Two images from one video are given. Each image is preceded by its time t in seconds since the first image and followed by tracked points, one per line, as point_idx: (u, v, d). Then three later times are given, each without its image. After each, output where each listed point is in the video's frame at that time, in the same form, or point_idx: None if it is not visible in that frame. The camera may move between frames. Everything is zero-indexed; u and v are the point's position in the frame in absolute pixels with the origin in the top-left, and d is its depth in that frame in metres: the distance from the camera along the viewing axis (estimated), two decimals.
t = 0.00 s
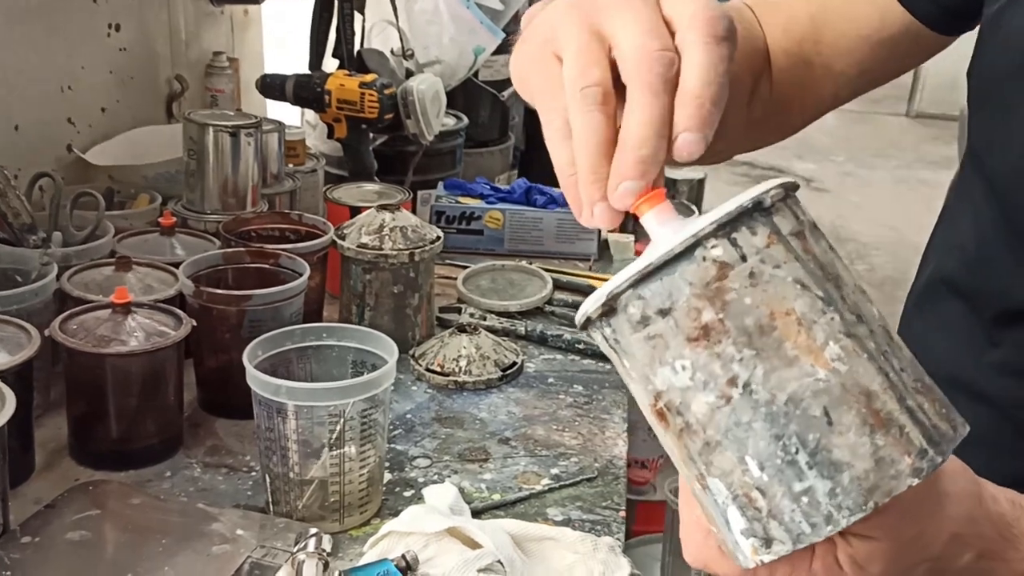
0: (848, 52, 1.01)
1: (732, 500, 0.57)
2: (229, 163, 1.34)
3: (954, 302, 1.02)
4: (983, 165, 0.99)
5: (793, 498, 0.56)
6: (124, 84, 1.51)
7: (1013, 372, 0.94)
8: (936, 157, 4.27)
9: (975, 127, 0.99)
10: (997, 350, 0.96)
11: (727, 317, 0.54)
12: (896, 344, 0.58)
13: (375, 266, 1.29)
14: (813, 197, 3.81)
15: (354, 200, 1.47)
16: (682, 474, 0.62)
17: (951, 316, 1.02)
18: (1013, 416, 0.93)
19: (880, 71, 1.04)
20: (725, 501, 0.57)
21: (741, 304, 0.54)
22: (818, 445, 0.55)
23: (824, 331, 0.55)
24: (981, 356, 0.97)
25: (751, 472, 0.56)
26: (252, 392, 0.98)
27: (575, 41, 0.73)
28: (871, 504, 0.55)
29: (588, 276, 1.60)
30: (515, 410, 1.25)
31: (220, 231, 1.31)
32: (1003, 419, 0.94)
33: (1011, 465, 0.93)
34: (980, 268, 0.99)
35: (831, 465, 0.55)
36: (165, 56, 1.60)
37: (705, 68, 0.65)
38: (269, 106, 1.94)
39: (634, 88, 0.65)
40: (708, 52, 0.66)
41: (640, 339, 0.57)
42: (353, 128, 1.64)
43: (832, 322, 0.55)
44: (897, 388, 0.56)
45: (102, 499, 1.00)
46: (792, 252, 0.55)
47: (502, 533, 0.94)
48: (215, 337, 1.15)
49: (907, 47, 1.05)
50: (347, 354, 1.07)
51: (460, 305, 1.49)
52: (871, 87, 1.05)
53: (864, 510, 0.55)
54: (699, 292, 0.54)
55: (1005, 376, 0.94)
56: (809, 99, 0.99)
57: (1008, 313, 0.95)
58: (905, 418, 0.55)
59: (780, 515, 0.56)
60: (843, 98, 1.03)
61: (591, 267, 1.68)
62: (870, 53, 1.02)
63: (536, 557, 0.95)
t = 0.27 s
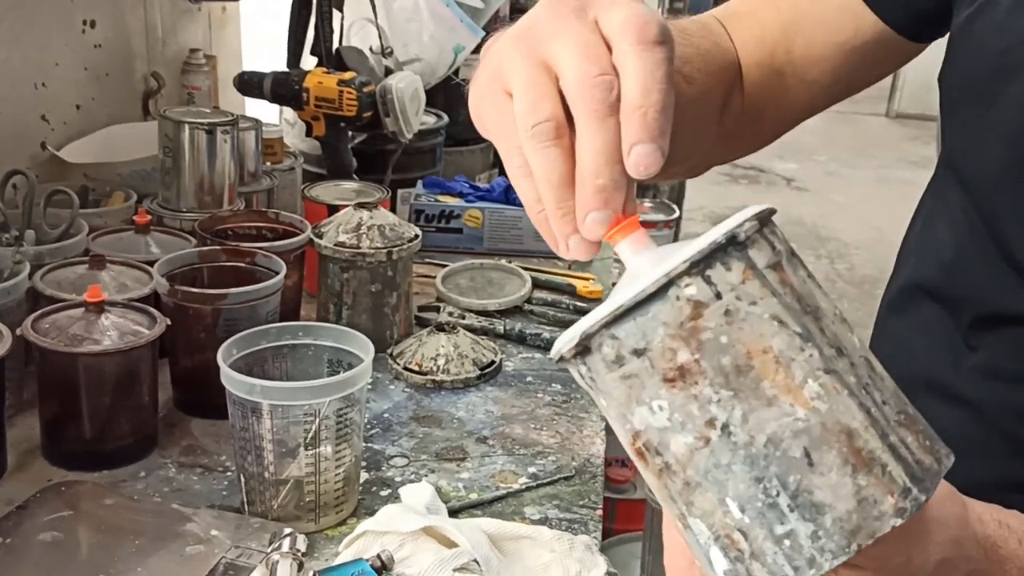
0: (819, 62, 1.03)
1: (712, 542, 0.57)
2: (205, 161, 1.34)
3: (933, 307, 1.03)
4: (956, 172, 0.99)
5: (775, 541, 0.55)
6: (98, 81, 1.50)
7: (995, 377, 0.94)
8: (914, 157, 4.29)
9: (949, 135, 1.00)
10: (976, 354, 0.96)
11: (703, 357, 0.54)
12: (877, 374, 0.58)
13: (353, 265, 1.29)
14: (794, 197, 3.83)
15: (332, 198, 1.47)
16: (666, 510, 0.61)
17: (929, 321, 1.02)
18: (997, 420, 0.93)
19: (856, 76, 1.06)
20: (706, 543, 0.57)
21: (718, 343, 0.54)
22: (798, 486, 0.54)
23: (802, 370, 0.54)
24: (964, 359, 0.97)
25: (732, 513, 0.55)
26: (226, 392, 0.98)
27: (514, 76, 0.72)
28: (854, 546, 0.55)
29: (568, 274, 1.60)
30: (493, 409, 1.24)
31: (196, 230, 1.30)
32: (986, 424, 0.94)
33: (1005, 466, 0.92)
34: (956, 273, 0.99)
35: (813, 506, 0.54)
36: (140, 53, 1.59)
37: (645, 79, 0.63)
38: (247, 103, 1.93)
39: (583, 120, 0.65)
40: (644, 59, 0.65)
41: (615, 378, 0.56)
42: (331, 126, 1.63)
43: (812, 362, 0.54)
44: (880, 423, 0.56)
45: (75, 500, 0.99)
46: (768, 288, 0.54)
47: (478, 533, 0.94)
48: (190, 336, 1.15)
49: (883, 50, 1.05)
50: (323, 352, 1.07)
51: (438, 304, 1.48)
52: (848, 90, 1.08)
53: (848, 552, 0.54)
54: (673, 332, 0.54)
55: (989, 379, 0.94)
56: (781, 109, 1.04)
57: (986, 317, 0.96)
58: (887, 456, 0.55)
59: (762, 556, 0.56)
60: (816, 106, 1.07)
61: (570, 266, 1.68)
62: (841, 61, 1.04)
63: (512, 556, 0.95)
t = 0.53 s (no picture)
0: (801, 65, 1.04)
1: (713, 510, 0.50)
2: (185, 159, 1.33)
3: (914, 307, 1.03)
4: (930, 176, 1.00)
5: (779, 496, 0.50)
6: (76, 78, 1.48)
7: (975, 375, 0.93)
8: (896, 156, 4.31)
9: (927, 141, 1.01)
10: (956, 352, 0.95)
11: (693, 311, 0.51)
12: (858, 333, 0.54)
13: (334, 263, 1.29)
14: (778, 196, 3.84)
15: (313, 196, 1.46)
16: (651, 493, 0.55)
17: (909, 319, 1.02)
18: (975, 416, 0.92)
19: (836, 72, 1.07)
20: (704, 515, 0.51)
21: (704, 294, 0.51)
22: (798, 433, 0.50)
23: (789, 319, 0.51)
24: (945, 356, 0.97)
25: (733, 469, 0.50)
26: (204, 391, 0.97)
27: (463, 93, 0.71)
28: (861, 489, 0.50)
29: (551, 273, 1.60)
30: (474, 408, 1.24)
31: (176, 228, 1.29)
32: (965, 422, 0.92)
33: (990, 466, 0.90)
34: (935, 275, 0.99)
35: (814, 451, 0.50)
36: (119, 50, 1.58)
37: (559, 131, 0.62)
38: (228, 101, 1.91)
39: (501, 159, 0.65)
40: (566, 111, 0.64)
41: (602, 344, 0.52)
42: (312, 124, 1.62)
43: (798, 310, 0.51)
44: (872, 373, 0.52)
45: (51, 500, 0.98)
46: (749, 244, 0.52)
47: (459, 531, 0.94)
48: (169, 335, 1.14)
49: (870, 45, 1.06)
50: (302, 351, 1.06)
51: (420, 303, 1.48)
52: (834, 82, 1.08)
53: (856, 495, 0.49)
54: (662, 291, 0.51)
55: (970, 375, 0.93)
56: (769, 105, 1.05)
57: (965, 317, 0.95)
58: (885, 401, 0.51)
59: (765, 511, 0.50)
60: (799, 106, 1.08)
61: (553, 265, 1.68)
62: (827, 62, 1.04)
63: (492, 556, 0.95)
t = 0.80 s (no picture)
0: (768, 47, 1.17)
1: (659, 467, 0.60)
2: (167, 158, 1.33)
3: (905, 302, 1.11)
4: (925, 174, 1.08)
5: (710, 458, 0.59)
6: (56, 76, 1.47)
7: (961, 370, 1.01)
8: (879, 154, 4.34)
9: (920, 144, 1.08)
10: (943, 346, 1.03)
11: (642, 285, 0.60)
12: (812, 311, 0.64)
13: (317, 262, 1.28)
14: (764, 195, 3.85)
15: (296, 194, 1.45)
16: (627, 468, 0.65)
17: (897, 315, 1.11)
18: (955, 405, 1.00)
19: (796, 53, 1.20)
20: (651, 469, 0.61)
21: (655, 272, 0.60)
22: (734, 402, 0.59)
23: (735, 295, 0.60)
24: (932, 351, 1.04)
25: (675, 433, 0.60)
26: (185, 390, 0.96)
27: (464, 72, 0.79)
28: (789, 456, 0.58)
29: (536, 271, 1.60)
30: (459, 407, 1.24)
31: (157, 227, 1.28)
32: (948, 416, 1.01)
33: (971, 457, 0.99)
34: (924, 273, 1.08)
35: (747, 420, 0.58)
36: (100, 48, 1.57)
37: (554, 140, 0.72)
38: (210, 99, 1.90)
39: (503, 150, 0.75)
40: (558, 121, 0.72)
41: (568, 317, 0.63)
42: (295, 122, 1.61)
43: (745, 288, 0.61)
44: (815, 349, 0.61)
45: (31, 502, 0.97)
46: (702, 224, 0.62)
47: (443, 531, 0.93)
48: (149, 335, 1.13)
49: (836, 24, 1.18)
50: (284, 350, 1.05)
51: (405, 301, 1.47)
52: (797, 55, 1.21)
53: (783, 461, 0.58)
54: (615, 264, 0.61)
55: (959, 368, 1.01)
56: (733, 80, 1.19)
57: (955, 311, 1.03)
58: (823, 373, 0.60)
59: (701, 474, 0.59)
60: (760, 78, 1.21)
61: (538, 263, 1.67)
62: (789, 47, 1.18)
63: (477, 556, 0.94)
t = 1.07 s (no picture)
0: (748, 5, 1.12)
1: (594, 483, 0.61)
2: (153, 156, 1.32)
3: (876, 282, 1.05)
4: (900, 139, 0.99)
5: (639, 484, 0.59)
6: (41, 73, 1.46)
7: (925, 352, 0.95)
8: (866, 152, 4.36)
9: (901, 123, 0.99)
10: (911, 328, 0.97)
11: (592, 311, 0.60)
12: (768, 340, 0.62)
13: (305, 260, 1.27)
14: (752, 192, 3.86)
15: (284, 192, 1.45)
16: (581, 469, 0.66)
17: (871, 298, 1.04)
18: (935, 405, 0.93)
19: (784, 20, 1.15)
20: (593, 481, 0.61)
21: (604, 299, 0.60)
22: (661, 433, 0.58)
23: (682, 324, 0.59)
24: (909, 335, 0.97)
25: (609, 454, 0.60)
26: (172, 388, 0.96)
27: None
28: (705, 493, 0.58)
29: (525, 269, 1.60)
30: (448, 404, 1.23)
31: (143, 225, 1.28)
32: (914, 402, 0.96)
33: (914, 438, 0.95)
34: (897, 251, 1.00)
35: (670, 453, 0.58)
36: (85, 45, 1.56)
37: None
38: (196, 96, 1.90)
39: None
40: None
41: (530, 328, 0.63)
42: (282, 119, 1.60)
43: (684, 320, 0.59)
44: (751, 387, 0.59)
45: (16, 501, 0.97)
46: (660, 253, 0.60)
47: (432, 529, 0.93)
48: (136, 333, 1.12)
49: None
50: (272, 348, 1.05)
51: (393, 299, 1.47)
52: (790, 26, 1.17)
53: (697, 496, 0.58)
54: (568, 288, 0.60)
55: (929, 351, 0.94)
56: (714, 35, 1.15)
57: (922, 290, 0.96)
58: (754, 420, 0.58)
59: (628, 498, 0.60)
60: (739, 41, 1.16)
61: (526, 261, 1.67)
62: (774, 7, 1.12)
63: (466, 553, 0.94)
